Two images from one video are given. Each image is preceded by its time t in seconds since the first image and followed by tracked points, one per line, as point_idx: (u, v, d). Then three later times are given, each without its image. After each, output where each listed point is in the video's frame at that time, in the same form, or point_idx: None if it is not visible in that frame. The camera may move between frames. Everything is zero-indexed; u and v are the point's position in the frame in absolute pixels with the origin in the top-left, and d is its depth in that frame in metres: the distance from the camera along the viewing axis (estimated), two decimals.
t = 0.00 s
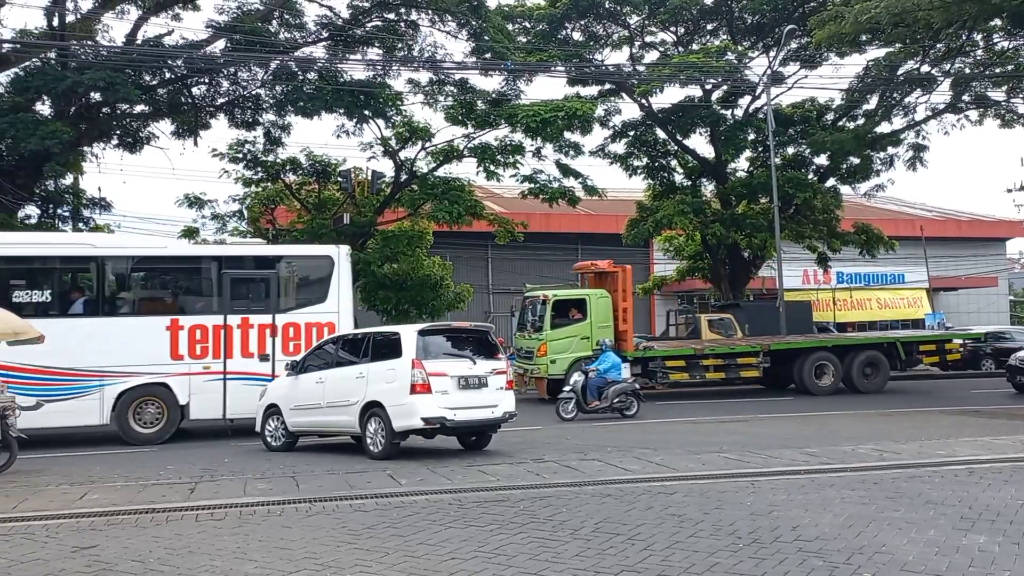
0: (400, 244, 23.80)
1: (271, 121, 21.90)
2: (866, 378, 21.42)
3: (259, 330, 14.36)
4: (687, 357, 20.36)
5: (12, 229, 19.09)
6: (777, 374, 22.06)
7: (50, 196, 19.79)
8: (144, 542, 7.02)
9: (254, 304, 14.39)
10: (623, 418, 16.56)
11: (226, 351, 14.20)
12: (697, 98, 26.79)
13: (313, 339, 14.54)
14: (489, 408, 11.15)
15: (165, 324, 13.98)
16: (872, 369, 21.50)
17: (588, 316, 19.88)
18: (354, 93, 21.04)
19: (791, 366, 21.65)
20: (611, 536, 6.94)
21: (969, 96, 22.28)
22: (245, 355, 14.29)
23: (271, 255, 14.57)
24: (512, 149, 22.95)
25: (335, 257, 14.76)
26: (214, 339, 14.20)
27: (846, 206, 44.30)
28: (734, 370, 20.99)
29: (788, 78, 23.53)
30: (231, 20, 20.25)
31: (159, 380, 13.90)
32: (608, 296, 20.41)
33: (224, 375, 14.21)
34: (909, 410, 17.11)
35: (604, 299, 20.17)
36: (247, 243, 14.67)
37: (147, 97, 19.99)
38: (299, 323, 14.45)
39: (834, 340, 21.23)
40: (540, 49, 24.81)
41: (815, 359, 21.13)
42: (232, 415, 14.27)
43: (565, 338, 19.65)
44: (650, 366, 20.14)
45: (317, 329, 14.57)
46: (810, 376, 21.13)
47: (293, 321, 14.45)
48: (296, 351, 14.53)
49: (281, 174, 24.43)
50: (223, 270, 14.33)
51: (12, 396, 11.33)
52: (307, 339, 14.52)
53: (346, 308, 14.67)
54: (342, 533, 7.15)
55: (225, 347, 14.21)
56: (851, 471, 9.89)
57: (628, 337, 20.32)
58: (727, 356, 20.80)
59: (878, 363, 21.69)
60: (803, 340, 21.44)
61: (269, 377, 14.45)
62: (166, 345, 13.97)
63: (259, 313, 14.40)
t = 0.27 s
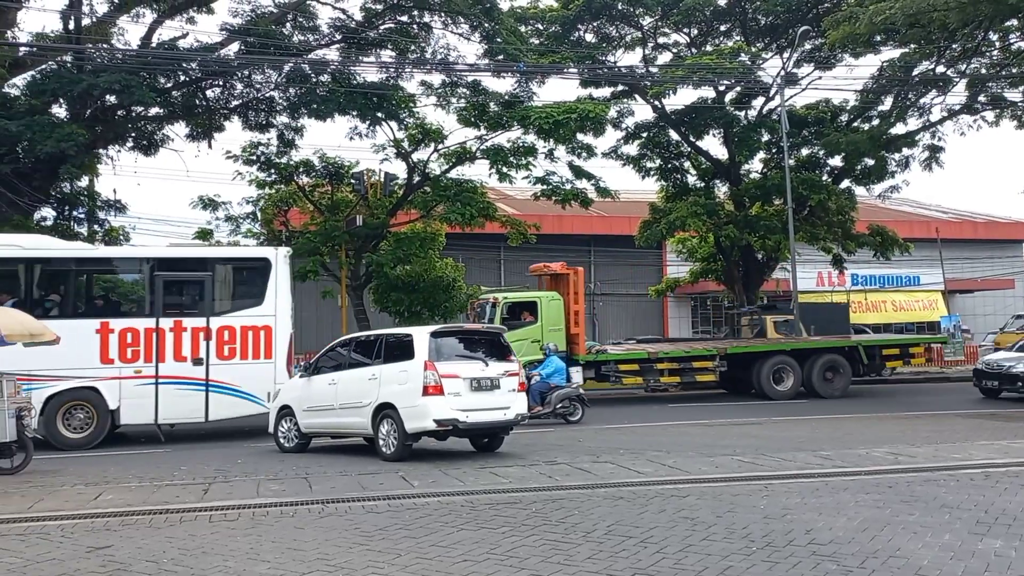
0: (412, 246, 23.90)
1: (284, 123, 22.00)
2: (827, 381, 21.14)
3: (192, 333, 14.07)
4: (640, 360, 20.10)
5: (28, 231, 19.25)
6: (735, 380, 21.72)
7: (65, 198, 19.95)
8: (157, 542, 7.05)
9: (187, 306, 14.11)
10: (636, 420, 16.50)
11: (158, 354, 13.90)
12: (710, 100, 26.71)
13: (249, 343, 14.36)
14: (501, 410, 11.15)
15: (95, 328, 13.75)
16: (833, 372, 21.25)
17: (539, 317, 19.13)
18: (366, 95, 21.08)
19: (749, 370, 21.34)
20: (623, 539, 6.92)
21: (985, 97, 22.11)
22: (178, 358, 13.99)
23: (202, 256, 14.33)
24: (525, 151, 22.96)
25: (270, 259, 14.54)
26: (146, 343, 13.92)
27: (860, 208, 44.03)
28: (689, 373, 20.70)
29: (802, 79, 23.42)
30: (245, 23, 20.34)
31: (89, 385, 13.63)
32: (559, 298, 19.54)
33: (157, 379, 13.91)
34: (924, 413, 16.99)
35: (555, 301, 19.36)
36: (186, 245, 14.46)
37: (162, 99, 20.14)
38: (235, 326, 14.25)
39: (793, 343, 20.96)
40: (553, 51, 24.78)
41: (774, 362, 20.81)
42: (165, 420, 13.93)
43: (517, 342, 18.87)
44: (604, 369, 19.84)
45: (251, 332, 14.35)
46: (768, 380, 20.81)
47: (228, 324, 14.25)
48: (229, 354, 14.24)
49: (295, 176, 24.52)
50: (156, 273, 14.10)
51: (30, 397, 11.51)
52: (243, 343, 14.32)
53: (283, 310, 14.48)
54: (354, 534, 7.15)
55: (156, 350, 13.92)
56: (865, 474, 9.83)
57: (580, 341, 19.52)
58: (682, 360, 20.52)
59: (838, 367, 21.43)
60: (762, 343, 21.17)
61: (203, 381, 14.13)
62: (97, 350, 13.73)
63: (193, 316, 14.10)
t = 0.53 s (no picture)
0: (419, 247, 23.84)
1: (292, 125, 22.05)
2: (779, 384, 20.69)
3: (117, 336, 14.09)
4: (587, 362, 19.65)
5: (38, 232, 19.34)
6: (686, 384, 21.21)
7: (74, 199, 20.03)
8: (166, 542, 7.08)
9: (114, 309, 14.14)
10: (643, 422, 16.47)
11: (81, 357, 13.94)
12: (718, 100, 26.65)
13: (177, 346, 14.35)
14: (508, 411, 11.15)
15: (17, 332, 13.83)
16: (786, 375, 20.82)
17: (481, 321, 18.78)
18: (373, 96, 21.11)
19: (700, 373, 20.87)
20: (631, 540, 6.92)
21: (994, 97, 22.01)
22: (103, 361, 14.02)
23: (130, 259, 14.35)
24: (532, 152, 22.97)
25: (200, 262, 14.49)
26: (70, 345, 13.97)
27: (868, 209, 43.90)
28: (637, 376, 20.20)
29: (811, 79, 23.35)
30: (253, 25, 20.41)
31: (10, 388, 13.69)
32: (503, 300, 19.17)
33: (80, 382, 13.94)
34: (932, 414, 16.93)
35: (499, 304, 19.03)
36: (119, 246, 14.50)
37: (170, 101, 20.22)
38: (161, 328, 14.25)
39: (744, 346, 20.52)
40: (559, 53, 24.75)
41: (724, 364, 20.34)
42: (89, 424, 13.95)
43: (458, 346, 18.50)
44: (549, 372, 19.42)
45: (177, 334, 14.33)
46: (718, 383, 20.35)
47: (154, 326, 14.26)
48: (155, 357, 14.25)
49: (302, 177, 24.58)
50: (81, 275, 14.16)
51: (37, 399, 11.67)
52: (170, 345, 14.31)
53: (212, 312, 14.43)
54: (361, 535, 7.17)
55: (80, 353, 13.95)
56: (873, 476, 9.80)
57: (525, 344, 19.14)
58: (629, 363, 20.04)
59: (791, 371, 20.96)
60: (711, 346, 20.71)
61: (129, 384, 14.16)
62: (20, 353, 13.81)
63: (119, 319, 14.13)
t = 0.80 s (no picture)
0: (422, 248, 23.79)
1: (295, 126, 22.08)
2: (724, 387, 20.24)
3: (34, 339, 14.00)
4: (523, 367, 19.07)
5: (41, 232, 19.39)
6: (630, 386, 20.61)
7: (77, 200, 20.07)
8: (169, 543, 7.10)
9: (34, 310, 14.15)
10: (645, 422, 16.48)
11: None
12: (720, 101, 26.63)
13: (95, 349, 14.18)
14: (511, 412, 11.15)
15: None
16: (731, 377, 20.36)
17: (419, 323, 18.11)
18: (376, 97, 21.12)
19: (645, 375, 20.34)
20: (633, 540, 6.93)
21: (997, 97, 21.98)
22: (19, 365, 13.91)
23: (52, 260, 14.30)
24: (534, 153, 22.97)
25: (121, 262, 14.31)
26: None
27: (871, 210, 43.84)
28: (579, 378, 19.48)
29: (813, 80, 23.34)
30: (255, 26, 20.45)
31: None
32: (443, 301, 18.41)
33: None
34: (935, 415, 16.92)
35: (439, 305, 18.23)
36: (45, 246, 14.54)
37: (173, 102, 20.25)
38: (80, 331, 14.11)
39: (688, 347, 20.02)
40: (562, 53, 24.71)
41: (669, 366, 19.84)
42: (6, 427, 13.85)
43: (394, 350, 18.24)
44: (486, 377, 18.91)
45: (96, 338, 14.16)
46: (663, 384, 19.82)
47: (72, 330, 14.12)
48: (73, 360, 14.07)
49: (305, 178, 24.59)
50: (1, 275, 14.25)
51: (41, 400, 11.72)
52: (88, 349, 14.14)
53: (132, 315, 14.22)
54: (364, 535, 7.18)
55: None
56: (876, 476, 9.80)
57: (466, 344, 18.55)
58: (571, 365, 19.35)
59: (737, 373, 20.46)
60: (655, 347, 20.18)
61: (46, 388, 14.01)
62: None
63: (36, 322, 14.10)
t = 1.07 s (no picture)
0: (427, 248, 23.77)
1: (301, 126, 22.13)
2: (672, 389, 19.99)
3: None
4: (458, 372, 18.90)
5: (48, 233, 19.47)
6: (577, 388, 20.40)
7: (85, 201, 20.16)
8: (175, 543, 7.11)
9: None
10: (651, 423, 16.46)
11: None
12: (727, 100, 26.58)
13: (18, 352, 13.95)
14: (516, 412, 11.15)
15: None
16: (679, 379, 20.14)
17: (358, 324, 18.39)
18: (382, 97, 21.15)
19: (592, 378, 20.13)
20: (639, 541, 6.92)
21: (1004, 97, 21.89)
22: None
23: None
24: (540, 153, 22.96)
25: (42, 264, 14.89)
26: None
27: (878, 210, 43.73)
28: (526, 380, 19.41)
29: (819, 80, 23.30)
30: (261, 27, 20.52)
31: None
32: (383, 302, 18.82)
33: None
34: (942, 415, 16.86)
35: (378, 306, 18.61)
36: None
37: (180, 102, 20.32)
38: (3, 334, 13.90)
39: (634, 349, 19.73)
40: (568, 53, 24.68)
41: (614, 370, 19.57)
42: None
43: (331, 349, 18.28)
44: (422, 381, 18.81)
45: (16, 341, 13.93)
46: (609, 388, 19.62)
47: None
48: None
49: (311, 178, 24.64)
50: None
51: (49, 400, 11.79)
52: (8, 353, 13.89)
53: (53, 313, 14.76)
54: (370, 535, 7.19)
55: None
56: (883, 477, 9.77)
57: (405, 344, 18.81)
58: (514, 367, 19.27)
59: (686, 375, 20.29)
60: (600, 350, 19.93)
61: None
62: None
63: None
